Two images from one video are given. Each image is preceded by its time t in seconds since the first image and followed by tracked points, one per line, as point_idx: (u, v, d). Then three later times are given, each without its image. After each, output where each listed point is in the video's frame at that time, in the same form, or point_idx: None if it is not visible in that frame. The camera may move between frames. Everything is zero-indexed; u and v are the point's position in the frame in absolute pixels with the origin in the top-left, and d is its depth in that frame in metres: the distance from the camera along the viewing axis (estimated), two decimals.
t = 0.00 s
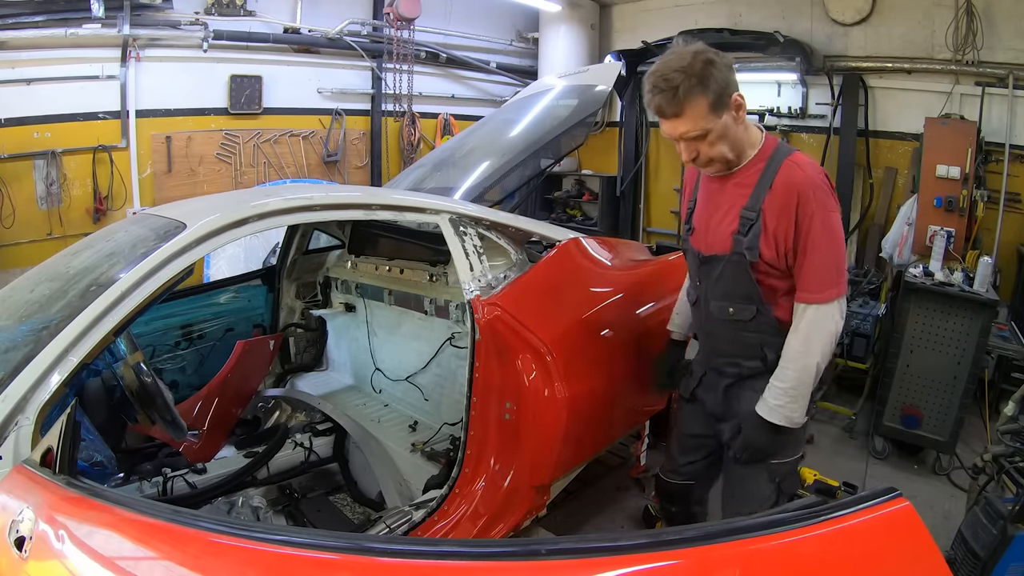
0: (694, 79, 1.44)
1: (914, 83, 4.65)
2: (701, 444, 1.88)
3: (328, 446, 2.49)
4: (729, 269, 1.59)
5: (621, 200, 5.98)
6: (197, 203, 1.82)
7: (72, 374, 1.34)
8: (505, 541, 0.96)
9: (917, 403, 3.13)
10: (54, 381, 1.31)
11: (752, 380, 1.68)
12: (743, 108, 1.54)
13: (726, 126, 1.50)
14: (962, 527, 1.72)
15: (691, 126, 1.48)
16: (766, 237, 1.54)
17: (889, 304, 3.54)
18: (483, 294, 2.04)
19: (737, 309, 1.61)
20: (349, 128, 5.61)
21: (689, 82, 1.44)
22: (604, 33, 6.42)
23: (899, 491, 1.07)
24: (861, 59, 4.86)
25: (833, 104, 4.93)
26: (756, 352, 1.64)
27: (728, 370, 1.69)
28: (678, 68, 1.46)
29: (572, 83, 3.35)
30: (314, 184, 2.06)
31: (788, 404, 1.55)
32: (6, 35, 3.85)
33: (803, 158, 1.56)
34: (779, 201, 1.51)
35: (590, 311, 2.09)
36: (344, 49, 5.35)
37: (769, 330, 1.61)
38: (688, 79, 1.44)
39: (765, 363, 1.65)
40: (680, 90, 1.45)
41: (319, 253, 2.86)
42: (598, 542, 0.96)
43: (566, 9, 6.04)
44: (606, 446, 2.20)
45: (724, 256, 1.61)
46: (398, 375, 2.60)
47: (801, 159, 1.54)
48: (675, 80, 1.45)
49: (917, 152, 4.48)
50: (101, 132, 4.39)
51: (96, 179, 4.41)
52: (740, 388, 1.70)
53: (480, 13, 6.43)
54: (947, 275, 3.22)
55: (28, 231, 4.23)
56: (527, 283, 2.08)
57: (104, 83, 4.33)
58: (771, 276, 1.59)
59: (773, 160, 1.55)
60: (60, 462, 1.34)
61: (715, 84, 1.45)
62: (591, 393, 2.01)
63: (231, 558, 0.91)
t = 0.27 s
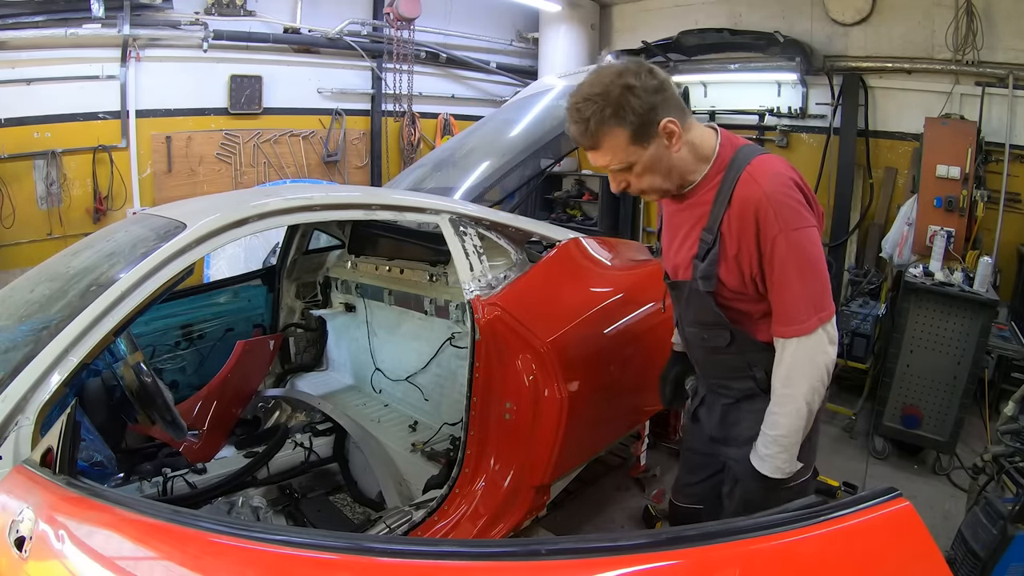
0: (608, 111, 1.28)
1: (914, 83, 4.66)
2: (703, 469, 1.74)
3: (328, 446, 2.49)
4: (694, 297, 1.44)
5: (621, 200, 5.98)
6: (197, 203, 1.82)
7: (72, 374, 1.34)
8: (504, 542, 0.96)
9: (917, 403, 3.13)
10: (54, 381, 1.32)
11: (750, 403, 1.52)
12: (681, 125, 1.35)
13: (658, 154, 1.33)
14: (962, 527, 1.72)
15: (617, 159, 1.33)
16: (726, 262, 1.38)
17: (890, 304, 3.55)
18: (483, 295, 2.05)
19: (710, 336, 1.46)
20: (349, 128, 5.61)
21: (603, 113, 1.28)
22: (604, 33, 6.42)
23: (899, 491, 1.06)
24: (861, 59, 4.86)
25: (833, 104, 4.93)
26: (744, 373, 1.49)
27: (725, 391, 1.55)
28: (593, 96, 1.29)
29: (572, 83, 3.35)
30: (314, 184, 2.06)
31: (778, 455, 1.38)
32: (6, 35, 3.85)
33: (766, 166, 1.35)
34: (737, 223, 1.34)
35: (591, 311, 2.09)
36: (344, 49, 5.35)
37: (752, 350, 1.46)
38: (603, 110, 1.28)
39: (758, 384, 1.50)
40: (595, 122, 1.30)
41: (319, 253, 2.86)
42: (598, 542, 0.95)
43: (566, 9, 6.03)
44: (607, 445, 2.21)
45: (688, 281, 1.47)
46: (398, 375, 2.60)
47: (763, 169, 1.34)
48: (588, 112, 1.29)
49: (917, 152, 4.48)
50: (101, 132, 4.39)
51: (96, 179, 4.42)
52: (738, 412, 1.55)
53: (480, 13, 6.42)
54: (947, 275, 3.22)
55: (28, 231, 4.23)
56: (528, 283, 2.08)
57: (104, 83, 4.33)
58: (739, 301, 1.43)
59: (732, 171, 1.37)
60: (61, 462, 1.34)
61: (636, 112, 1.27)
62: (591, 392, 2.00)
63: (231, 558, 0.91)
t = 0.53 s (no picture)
0: (656, 166, 1.16)
1: (914, 83, 4.65)
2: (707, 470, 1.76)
3: (328, 446, 2.49)
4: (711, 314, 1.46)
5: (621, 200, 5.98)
6: (197, 203, 1.82)
7: (71, 374, 1.34)
8: (504, 542, 0.96)
9: (917, 403, 3.13)
10: (54, 381, 1.31)
11: (762, 404, 1.54)
12: (717, 158, 1.29)
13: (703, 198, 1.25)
14: (962, 527, 1.72)
15: (668, 208, 1.24)
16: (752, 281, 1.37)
17: (889, 304, 3.55)
18: (483, 295, 2.04)
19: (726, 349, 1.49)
20: (349, 128, 5.61)
21: (651, 168, 1.16)
22: (604, 33, 6.42)
23: (899, 491, 1.06)
24: (861, 59, 4.86)
25: (833, 104, 4.93)
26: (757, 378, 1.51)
27: (736, 394, 1.57)
28: (635, 145, 1.16)
29: (572, 83, 3.35)
30: (314, 184, 2.06)
31: (806, 451, 1.42)
32: (6, 35, 3.85)
33: (796, 185, 1.34)
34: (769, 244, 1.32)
35: (591, 312, 2.09)
36: (344, 49, 5.35)
37: (767, 358, 1.48)
38: (651, 162, 1.15)
39: (771, 387, 1.51)
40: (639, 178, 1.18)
41: (319, 253, 2.86)
42: (598, 542, 0.95)
43: (566, 9, 6.04)
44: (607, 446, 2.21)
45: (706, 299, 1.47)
46: (398, 375, 2.60)
47: (793, 191, 1.32)
48: (640, 167, 1.16)
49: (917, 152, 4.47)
50: (101, 133, 4.39)
51: (96, 179, 4.42)
52: (748, 413, 1.57)
53: (480, 13, 6.43)
54: (947, 275, 3.22)
55: (27, 231, 4.23)
56: (527, 283, 2.09)
57: (104, 83, 4.33)
58: (758, 318, 1.44)
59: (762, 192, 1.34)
60: (60, 462, 1.34)
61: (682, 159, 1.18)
62: (591, 392, 2.00)
63: (231, 558, 0.91)
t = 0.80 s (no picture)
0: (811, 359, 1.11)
1: (914, 83, 4.66)
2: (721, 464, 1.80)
3: (328, 446, 2.49)
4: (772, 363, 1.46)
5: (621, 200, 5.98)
6: (197, 203, 1.82)
7: (72, 374, 1.34)
8: (505, 542, 0.96)
9: (917, 403, 3.13)
10: (54, 380, 1.32)
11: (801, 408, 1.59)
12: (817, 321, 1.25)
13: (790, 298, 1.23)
14: (962, 527, 1.72)
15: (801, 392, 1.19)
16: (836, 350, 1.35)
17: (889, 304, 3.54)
18: (483, 295, 2.05)
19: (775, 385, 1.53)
20: (349, 128, 5.61)
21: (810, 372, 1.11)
22: (604, 33, 6.42)
23: (899, 491, 1.07)
24: (861, 59, 4.86)
25: (833, 104, 4.93)
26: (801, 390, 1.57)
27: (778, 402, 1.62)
28: (794, 367, 1.10)
29: (572, 83, 3.36)
30: (314, 185, 2.06)
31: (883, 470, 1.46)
32: (6, 35, 3.84)
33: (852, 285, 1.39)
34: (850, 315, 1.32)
35: (591, 312, 2.09)
36: (344, 49, 5.35)
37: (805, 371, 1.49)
38: (812, 362, 1.11)
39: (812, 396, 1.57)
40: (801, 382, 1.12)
41: (319, 253, 2.87)
42: (598, 542, 0.96)
43: (566, 9, 6.04)
44: (607, 446, 2.20)
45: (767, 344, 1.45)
46: (397, 375, 2.60)
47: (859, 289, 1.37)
48: (801, 390, 1.10)
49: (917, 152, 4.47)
50: (102, 133, 4.39)
51: (96, 179, 4.42)
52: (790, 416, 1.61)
53: (480, 13, 6.43)
54: (947, 275, 3.22)
55: (28, 231, 4.23)
56: (527, 284, 2.09)
57: (104, 83, 4.33)
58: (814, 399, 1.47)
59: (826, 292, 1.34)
60: (60, 462, 1.34)
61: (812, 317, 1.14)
62: (593, 393, 2.00)
63: (231, 558, 0.91)
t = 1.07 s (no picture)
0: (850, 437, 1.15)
1: (914, 83, 4.66)
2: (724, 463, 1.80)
3: (328, 446, 2.49)
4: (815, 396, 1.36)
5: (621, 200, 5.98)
6: (197, 203, 1.82)
7: (71, 374, 1.34)
8: (505, 542, 0.96)
9: (917, 403, 3.13)
10: (54, 380, 1.32)
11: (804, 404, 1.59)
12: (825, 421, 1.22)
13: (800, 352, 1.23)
14: (962, 527, 1.72)
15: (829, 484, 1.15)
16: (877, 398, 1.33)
17: (890, 304, 3.54)
18: (483, 295, 2.05)
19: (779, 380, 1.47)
20: (349, 128, 5.61)
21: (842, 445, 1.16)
22: (604, 33, 6.42)
23: (899, 491, 1.07)
24: (861, 59, 4.86)
25: (833, 104, 4.93)
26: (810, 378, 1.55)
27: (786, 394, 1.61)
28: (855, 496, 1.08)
29: (572, 83, 3.36)
30: (314, 184, 2.06)
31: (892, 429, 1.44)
32: (6, 35, 3.84)
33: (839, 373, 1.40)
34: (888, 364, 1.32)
35: (591, 312, 2.09)
36: (344, 49, 5.35)
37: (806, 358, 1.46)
38: (844, 446, 1.18)
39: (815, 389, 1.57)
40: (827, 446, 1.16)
41: (319, 253, 2.87)
42: (598, 542, 0.96)
43: (566, 9, 6.04)
44: (607, 445, 2.20)
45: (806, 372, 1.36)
46: (398, 374, 2.60)
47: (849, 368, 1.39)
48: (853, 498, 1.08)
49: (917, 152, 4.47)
50: (102, 132, 4.39)
51: (96, 179, 4.42)
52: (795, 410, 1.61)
53: (479, 13, 6.43)
54: (947, 274, 3.22)
55: (27, 231, 4.23)
56: (527, 284, 2.09)
57: (104, 83, 4.33)
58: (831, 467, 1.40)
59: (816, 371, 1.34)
60: (60, 462, 1.34)
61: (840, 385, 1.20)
62: (593, 393, 2.00)
63: (230, 558, 0.91)
